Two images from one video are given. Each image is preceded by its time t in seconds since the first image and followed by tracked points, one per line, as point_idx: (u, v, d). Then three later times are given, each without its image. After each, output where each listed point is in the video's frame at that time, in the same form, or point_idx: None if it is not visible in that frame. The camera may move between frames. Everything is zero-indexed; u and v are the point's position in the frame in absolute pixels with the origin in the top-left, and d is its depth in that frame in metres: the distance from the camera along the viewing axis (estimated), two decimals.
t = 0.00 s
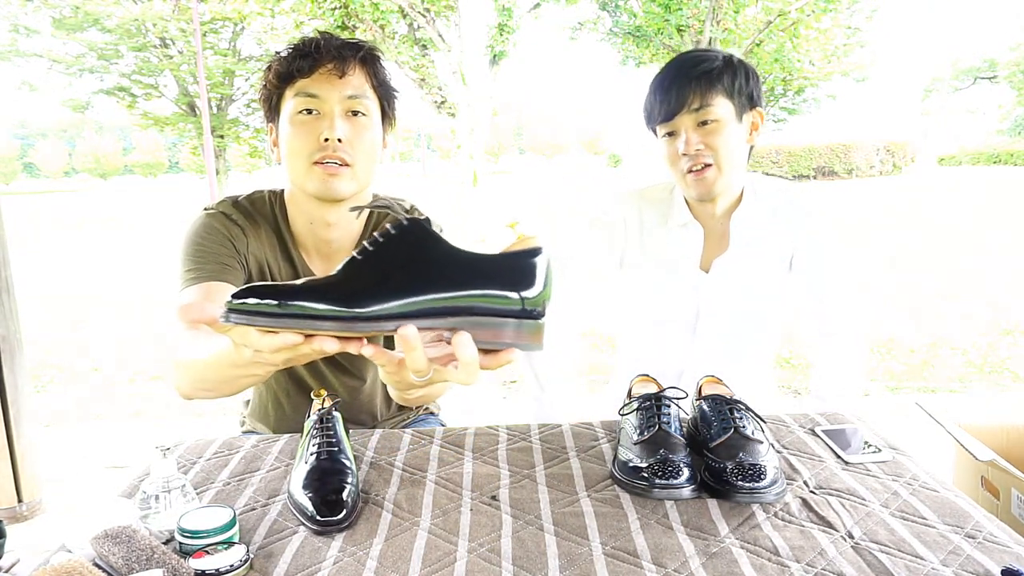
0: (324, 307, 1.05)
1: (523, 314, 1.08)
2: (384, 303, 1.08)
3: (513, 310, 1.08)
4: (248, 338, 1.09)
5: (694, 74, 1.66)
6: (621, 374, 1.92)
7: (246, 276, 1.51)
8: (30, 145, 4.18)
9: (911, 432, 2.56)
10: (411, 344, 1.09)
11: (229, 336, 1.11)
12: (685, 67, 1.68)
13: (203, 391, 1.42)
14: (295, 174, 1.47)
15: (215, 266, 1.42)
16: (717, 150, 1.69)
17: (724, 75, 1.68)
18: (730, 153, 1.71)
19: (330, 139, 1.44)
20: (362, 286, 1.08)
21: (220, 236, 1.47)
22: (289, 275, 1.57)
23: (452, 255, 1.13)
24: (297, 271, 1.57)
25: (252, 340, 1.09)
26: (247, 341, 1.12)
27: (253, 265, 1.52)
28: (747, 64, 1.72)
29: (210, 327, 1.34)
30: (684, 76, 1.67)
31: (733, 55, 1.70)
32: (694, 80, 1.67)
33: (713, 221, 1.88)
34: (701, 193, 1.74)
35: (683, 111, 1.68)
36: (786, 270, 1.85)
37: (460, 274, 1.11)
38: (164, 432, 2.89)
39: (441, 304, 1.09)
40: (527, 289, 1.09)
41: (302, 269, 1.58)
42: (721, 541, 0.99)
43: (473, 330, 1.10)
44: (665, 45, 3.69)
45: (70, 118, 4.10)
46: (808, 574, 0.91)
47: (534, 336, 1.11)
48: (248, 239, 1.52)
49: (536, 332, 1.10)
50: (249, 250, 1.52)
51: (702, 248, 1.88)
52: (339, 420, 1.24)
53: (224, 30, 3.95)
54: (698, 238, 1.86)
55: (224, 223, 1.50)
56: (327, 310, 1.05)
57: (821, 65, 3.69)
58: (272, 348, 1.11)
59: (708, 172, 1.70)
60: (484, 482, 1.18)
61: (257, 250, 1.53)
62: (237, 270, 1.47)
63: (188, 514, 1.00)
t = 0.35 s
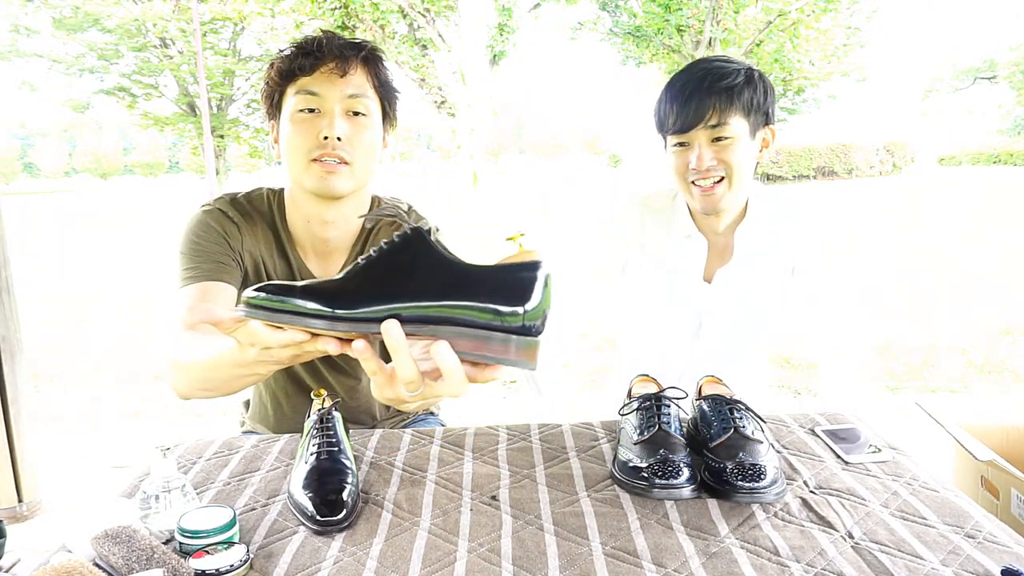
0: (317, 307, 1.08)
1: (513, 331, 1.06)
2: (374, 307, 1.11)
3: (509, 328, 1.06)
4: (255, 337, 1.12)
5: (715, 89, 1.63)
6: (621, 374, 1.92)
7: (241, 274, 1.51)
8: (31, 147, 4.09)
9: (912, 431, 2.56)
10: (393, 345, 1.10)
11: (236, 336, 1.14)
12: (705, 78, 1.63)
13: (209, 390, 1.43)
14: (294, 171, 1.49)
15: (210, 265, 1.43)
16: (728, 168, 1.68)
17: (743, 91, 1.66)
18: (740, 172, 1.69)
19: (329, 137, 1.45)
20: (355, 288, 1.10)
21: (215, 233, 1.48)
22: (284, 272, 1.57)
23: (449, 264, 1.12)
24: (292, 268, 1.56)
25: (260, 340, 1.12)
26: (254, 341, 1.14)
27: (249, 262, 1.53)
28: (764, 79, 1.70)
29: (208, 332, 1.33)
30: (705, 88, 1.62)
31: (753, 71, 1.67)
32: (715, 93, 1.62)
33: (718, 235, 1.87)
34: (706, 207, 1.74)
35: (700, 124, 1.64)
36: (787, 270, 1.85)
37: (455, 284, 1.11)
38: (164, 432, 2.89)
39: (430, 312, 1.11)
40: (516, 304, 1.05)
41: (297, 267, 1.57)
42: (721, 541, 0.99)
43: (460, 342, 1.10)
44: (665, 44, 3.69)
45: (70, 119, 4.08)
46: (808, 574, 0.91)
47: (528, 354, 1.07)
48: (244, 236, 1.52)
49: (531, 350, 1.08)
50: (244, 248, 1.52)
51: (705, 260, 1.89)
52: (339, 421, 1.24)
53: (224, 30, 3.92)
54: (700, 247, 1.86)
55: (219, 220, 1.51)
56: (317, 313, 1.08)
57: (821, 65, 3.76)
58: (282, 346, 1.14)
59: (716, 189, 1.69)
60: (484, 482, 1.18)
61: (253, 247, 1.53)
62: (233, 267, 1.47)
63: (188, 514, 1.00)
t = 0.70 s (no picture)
0: (308, 307, 1.05)
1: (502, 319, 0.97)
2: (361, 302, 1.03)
3: (499, 315, 0.97)
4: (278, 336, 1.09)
5: (724, 82, 1.62)
6: (621, 373, 1.92)
7: (241, 274, 1.51)
8: (31, 146, 4.06)
9: (911, 430, 2.57)
10: (380, 333, 1.03)
11: (255, 337, 1.11)
12: (717, 71, 1.63)
13: (205, 397, 1.36)
14: (295, 169, 1.47)
15: (211, 267, 1.42)
16: (727, 164, 1.68)
17: (752, 88, 1.65)
18: (739, 169, 1.70)
19: (330, 136, 1.44)
20: (332, 281, 1.03)
21: (216, 234, 1.47)
22: (284, 272, 1.58)
23: (431, 250, 1.02)
24: (291, 267, 1.58)
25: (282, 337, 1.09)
26: (274, 339, 1.11)
27: (250, 262, 1.53)
28: (775, 78, 1.70)
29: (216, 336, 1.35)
30: (715, 81, 1.62)
31: (765, 68, 1.67)
32: (724, 88, 1.62)
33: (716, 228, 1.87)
34: (702, 200, 1.74)
35: (706, 117, 1.64)
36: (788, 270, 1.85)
37: (433, 271, 1.00)
38: (163, 432, 2.89)
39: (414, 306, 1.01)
40: (503, 288, 0.96)
41: (297, 267, 1.58)
42: (722, 541, 0.99)
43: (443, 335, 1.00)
44: (665, 44, 3.73)
45: (70, 118, 4.10)
46: (808, 574, 0.91)
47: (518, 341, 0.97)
48: (244, 236, 1.52)
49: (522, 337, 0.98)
50: (245, 248, 1.52)
51: (703, 255, 1.88)
52: (339, 421, 1.24)
53: (224, 30, 3.91)
54: (697, 243, 1.85)
55: (220, 220, 1.50)
56: (310, 317, 1.05)
57: (822, 64, 3.83)
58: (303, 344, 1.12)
59: (712, 183, 1.69)
60: (484, 482, 1.18)
61: (254, 247, 1.53)
62: (234, 268, 1.47)
63: (188, 514, 1.00)
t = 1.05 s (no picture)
0: (318, 292, 1.06)
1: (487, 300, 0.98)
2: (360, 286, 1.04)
3: (484, 299, 0.98)
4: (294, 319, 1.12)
5: (761, 114, 1.58)
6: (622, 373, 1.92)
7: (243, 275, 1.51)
8: (31, 146, 4.02)
9: (910, 429, 2.57)
10: (371, 324, 1.05)
11: (272, 322, 1.12)
12: (753, 99, 1.58)
13: (221, 397, 1.36)
14: (292, 168, 1.48)
15: (215, 268, 1.42)
16: (741, 189, 1.68)
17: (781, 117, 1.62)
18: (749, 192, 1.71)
19: (327, 135, 1.45)
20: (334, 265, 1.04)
21: (217, 236, 1.47)
22: (284, 271, 1.58)
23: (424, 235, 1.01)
24: (291, 267, 1.58)
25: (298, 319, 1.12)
26: (291, 323, 1.14)
27: (251, 262, 1.53)
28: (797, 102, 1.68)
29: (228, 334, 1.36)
30: (751, 110, 1.57)
31: (794, 96, 1.64)
32: (759, 118, 1.58)
33: (710, 235, 1.88)
34: (706, 217, 1.75)
35: (737, 145, 1.60)
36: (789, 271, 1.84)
37: (425, 253, 1.00)
38: (163, 433, 2.89)
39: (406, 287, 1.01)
40: (488, 269, 0.97)
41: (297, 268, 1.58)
42: (721, 541, 0.99)
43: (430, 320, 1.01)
44: (665, 44, 3.83)
45: (71, 118, 4.09)
46: (807, 574, 0.91)
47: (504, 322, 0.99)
48: (245, 238, 1.52)
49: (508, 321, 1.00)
50: (246, 248, 1.52)
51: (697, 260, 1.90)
52: (339, 420, 1.24)
53: (224, 30, 3.90)
54: (692, 252, 1.87)
55: (220, 222, 1.50)
56: (320, 303, 1.07)
57: (821, 65, 4.04)
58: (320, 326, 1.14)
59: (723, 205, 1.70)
60: (484, 482, 1.18)
61: (255, 247, 1.54)
62: (238, 268, 1.47)
63: (188, 515, 1.00)
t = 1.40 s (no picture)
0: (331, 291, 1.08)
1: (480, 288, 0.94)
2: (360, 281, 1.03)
3: (479, 286, 0.94)
4: (306, 327, 1.11)
5: (780, 135, 1.55)
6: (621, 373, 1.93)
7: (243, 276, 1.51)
8: (31, 146, 4.01)
9: (910, 430, 2.57)
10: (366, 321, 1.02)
11: (283, 328, 1.11)
12: (774, 121, 1.54)
13: (222, 400, 1.35)
14: (292, 169, 1.47)
15: (214, 269, 1.42)
16: (752, 209, 1.67)
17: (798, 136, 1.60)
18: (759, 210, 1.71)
19: (327, 137, 1.44)
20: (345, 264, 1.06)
21: (217, 237, 1.48)
22: (283, 274, 1.59)
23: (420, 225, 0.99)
24: (290, 270, 1.58)
25: (309, 326, 1.11)
26: (301, 330, 1.13)
27: (251, 265, 1.53)
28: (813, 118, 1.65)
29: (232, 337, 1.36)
30: (772, 132, 1.54)
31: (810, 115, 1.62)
32: (779, 141, 1.55)
33: (718, 246, 1.83)
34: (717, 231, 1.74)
35: (754, 168, 1.57)
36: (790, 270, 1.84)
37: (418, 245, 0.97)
38: (163, 433, 2.89)
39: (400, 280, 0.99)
40: (481, 256, 0.92)
41: (295, 271, 1.58)
42: (721, 541, 0.99)
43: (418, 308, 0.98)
44: (665, 45, 3.82)
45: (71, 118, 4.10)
46: (807, 574, 0.91)
47: (499, 311, 0.95)
48: (245, 240, 1.53)
49: (503, 310, 0.95)
50: (246, 251, 1.52)
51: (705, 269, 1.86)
52: (340, 421, 1.25)
53: (224, 30, 3.89)
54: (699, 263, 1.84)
55: (221, 223, 1.51)
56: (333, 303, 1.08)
57: (821, 65, 4.01)
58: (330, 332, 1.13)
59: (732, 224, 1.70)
60: (484, 482, 1.18)
61: (255, 250, 1.54)
62: (237, 270, 1.47)
63: (188, 515, 1.00)
